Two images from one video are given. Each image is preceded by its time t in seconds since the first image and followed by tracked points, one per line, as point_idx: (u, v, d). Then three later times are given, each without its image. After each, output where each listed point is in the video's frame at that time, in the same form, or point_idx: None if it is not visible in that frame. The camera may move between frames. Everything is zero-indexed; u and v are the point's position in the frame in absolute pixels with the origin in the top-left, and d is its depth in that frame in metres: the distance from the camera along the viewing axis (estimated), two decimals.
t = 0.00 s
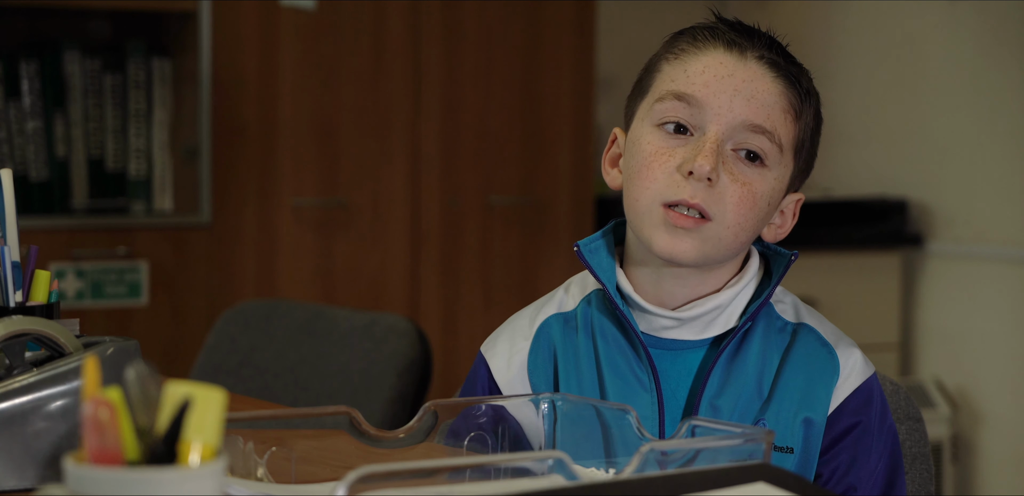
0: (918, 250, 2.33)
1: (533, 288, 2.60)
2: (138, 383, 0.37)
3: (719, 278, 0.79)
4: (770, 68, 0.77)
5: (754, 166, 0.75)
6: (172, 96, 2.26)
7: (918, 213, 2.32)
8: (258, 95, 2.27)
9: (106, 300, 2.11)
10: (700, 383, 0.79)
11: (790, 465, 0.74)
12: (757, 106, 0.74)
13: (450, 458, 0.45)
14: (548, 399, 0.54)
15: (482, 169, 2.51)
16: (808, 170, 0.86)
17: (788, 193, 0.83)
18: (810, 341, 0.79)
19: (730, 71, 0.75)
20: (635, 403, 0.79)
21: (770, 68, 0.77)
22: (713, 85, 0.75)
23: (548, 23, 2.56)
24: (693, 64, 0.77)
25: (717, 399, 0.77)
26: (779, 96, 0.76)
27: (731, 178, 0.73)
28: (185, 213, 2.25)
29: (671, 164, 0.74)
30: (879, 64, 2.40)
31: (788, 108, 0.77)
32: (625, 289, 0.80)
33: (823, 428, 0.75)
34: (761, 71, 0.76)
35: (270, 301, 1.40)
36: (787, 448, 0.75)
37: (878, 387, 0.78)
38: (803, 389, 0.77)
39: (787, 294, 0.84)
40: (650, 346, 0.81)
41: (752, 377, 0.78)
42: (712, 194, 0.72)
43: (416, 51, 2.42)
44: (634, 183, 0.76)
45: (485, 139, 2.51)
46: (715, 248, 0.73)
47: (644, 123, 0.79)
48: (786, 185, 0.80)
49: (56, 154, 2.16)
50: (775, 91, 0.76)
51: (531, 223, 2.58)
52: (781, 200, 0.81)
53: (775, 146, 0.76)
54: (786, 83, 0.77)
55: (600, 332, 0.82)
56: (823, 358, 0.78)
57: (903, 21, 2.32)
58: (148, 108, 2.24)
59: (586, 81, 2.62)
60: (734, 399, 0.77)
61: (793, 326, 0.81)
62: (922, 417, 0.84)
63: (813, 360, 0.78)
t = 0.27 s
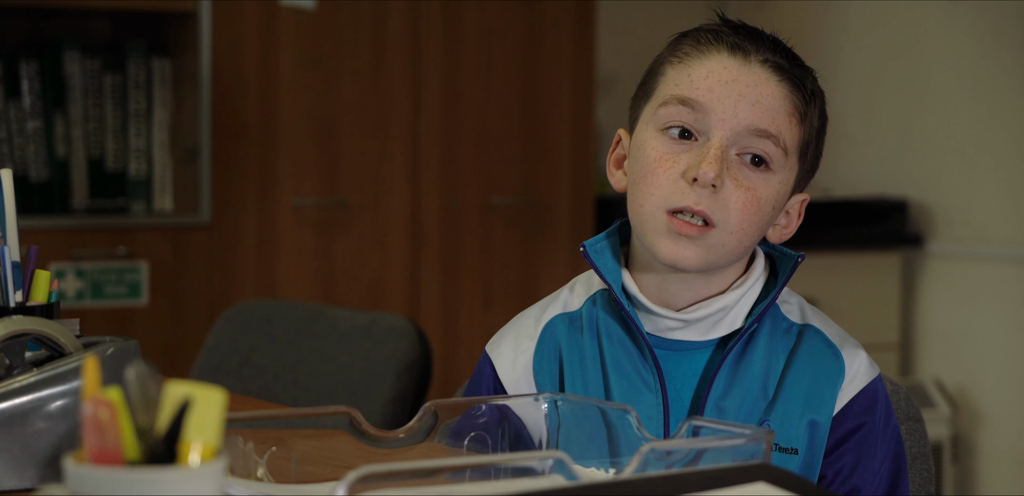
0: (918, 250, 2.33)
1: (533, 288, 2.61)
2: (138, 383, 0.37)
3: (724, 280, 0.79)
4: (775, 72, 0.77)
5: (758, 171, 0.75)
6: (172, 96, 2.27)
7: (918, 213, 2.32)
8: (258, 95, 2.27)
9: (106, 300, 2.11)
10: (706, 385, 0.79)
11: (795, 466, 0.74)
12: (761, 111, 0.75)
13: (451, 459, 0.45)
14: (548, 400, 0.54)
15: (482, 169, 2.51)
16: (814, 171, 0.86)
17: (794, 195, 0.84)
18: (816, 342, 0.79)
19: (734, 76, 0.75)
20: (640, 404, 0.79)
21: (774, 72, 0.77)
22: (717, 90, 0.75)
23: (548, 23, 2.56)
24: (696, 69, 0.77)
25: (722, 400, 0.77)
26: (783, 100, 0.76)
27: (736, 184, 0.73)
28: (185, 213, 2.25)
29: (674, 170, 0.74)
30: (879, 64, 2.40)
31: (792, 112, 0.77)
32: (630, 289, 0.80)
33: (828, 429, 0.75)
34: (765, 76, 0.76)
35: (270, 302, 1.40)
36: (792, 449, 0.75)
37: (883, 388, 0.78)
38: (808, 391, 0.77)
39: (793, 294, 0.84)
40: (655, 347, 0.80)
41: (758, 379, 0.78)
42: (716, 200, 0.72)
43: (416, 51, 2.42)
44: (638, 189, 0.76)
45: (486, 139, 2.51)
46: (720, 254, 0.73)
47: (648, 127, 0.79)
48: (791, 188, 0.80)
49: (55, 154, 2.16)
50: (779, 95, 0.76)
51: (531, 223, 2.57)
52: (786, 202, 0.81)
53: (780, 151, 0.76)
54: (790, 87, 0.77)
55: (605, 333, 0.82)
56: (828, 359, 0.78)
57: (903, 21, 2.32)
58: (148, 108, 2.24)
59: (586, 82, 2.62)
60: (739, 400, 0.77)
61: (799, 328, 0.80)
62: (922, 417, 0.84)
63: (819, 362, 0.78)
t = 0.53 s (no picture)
0: (918, 250, 2.33)
1: (533, 288, 2.61)
2: (138, 383, 0.37)
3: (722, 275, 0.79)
4: (779, 71, 0.77)
5: (760, 170, 0.75)
6: (172, 96, 2.26)
7: (918, 213, 2.32)
8: (258, 95, 2.27)
9: (106, 300, 2.11)
10: (704, 381, 0.79)
11: (794, 465, 0.75)
12: (764, 110, 0.74)
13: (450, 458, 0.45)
14: (548, 399, 0.54)
15: (482, 169, 2.51)
16: (814, 173, 0.86)
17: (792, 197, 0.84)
18: (814, 339, 0.79)
19: (738, 74, 0.75)
20: (639, 402, 0.79)
21: (777, 71, 0.77)
22: (721, 87, 0.75)
23: (548, 23, 2.56)
24: (700, 67, 0.77)
25: (720, 396, 0.77)
26: (787, 99, 0.76)
27: (736, 182, 0.73)
28: (184, 213, 2.25)
29: (677, 167, 0.74)
30: (880, 65, 2.40)
31: (795, 112, 0.77)
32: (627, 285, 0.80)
33: (826, 427, 0.75)
34: (769, 75, 0.76)
35: (270, 302, 1.40)
36: (790, 447, 0.75)
37: (882, 386, 0.77)
38: (807, 388, 0.77)
39: (792, 291, 0.84)
40: (653, 343, 0.80)
41: (756, 376, 0.78)
42: (717, 197, 0.72)
43: (416, 51, 2.42)
44: (640, 185, 0.76)
45: (486, 138, 2.51)
46: (717, 254, 0.74)
47: (651, 124, 0.79)
48: (791, 188, 0.80)
49: (55, 154, 2.17)
50: (783, 94, 0.76)
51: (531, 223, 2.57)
52: (786, 204, 0.81)
53: (782, 150, 0.76)
54: (793, 87, 0.77)
55: (603, 330, 0.82)
56: (826, 356, 0.78)
57: (904, 21, 2.32)
58: (148, 108, 2.24)
59: (586, 82, 2.62)
60: (738, 397, 0.77)
61: (797, 324, 0.80)
62: (922, 417, 0.84)
63: (817, 358, 0.78)
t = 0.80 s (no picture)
0: (918, 250, 2.33)
1: (533, 288, 2.61)
2: (138, 383, 0.37)
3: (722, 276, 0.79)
4: (773, 68, 0.77)
5: (758, 167, 0.75)
6: (172, 96, 2.26)
7: (918, 213, 2.32)
8: (258, 95, 2.27)
9: (106, 300, 2.11)
10: (704, 382, 0.79)
11: (794, 466, 0.75)
12: (761, 107, 0.74)
13: (449, 458, 0.45)
14: (548, 400, 0.54)
15: (482, 169, 2.51)
16: (809, 169, 0.86)
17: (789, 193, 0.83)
18: (814, 339, 0.79)
19: (733, 71, 0.75)
20: (639, 403, 0.79)
21: (772, 68, 0.77)
22: (717, 85, 0.75)
23: (548, 23, 2.56)
24: (695, 65, 0.77)
25: (720, 397, 0.77)
26: (782, 96, 0.76)
27: (736, 180, 0.73)
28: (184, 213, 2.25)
29: (676, 167, 0.74)
30: (880, 65, 2.40)
31: (790, 109, 0.77)
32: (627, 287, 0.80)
33: (826, 428, 0.75)
34: (764, 72, 0.76)
35: (270, 302, 1.40)
36: (790, 448, 0.75)
37: (883, 387, 0.77)
38: (807, 389, 0.77)
39: (790, 292, 0.84)
40: (652, 344, 0.81)
41: (756, 377, 0.78)
42: (717, 196, 0.72)
43: (416, 51, 2.41)
44: (639, 187, 0.76)
45: (485, 138, 2.51)
46: (718, 254, 0.74)
47: (647, 124, 0.79)
48: (789, 185, 0.80)
49: (55, 154, 2.17)
50: (778, 91, 0.76)
51: (531, 223, 2.57)
52: (783, 200, 0.81)
53: (779, 147, 0.76)
54: (788, 84, 0.77)
55: (603, 332, 0.82)
56: (826, 356, 0.78)
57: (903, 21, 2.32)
58: (148, 108, 2.24)
59: (586, 82, 2.62)
60: (737, 398, 0.77)
61: (796, 325, 0.81)
62: (922, 417, 0.84)
63: (817, 358, 0.78)
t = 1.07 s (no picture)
0: (918, 250, 2.32)
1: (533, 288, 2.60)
2: (138, 383, 0.37)
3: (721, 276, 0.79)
4: (756, 73, 0.76)
5: (748, 175, 0.75)
6: (172, 96, 2.26)
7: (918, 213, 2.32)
8: (258, 94, 2.27)
9: (105, 300, 2.11)
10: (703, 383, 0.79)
11: (794, 465, 0.74)
12: (746, 115, 0.74)
13: (450, 458, 0.45)
14: (548, 400, 0.54)
15: (482, 169, 2.51)
16: (802, 161, 0.86)
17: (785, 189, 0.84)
18: (814, 340, 0.79)
19: (716, 81, 0.75)
20: (638, 403, 0.79)
21: (756, 73, 0.76)
22: (700, 97, 0.74)
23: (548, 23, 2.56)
24: (678, 76, 0.77)
25: (720, 397, 0.77)
26: (767, 100, 0.76)
27: (725, 191, 0.73)
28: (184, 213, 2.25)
29: (664, 183, 0.74)
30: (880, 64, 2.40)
31: (777, 111, 0.77)
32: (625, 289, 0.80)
33: (827, 427, 0.75)
34: (748, 78, 0.75)
35: (270, 302, 1.40)
36: (791, 447, 0.75)
37: (882, 385, 0.78)
38: (807, 388, 0.77)
39: (791, 292, 0.84)
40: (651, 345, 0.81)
41: (756, 377, 0.78)
42: (708, 210, 0.72)
43: (416, 50, 2.41)
44: (629, 203, 0.76)
45: (485, 138, 2.51)
46: (713, 267, 0.75)
47: (633, 137, 0.79)
48: (780, 184, 0.80)
49: (55, 154, 2.17)
50: (763, 95, 0.76)
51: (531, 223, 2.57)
52: (776, 198, 0.81)
53: (768, 151, 0.76)
54: (773, 86, 0.77)
55: (603, 333, 0.82)
56: (827, 357, 0.78)
57: (904, 21, 2.32)
58: (148, 108, 2.24)
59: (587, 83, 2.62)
60: (737, 398, 0.77)
61: (797, 325, 0.80)
62: (922, 417, 0.84)
63: (817, 358, 0.78)
